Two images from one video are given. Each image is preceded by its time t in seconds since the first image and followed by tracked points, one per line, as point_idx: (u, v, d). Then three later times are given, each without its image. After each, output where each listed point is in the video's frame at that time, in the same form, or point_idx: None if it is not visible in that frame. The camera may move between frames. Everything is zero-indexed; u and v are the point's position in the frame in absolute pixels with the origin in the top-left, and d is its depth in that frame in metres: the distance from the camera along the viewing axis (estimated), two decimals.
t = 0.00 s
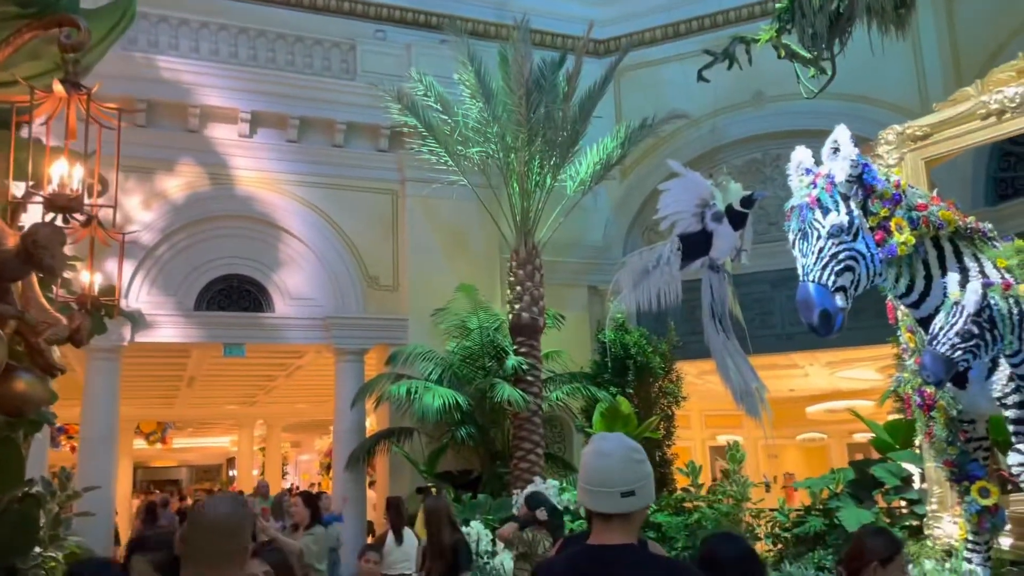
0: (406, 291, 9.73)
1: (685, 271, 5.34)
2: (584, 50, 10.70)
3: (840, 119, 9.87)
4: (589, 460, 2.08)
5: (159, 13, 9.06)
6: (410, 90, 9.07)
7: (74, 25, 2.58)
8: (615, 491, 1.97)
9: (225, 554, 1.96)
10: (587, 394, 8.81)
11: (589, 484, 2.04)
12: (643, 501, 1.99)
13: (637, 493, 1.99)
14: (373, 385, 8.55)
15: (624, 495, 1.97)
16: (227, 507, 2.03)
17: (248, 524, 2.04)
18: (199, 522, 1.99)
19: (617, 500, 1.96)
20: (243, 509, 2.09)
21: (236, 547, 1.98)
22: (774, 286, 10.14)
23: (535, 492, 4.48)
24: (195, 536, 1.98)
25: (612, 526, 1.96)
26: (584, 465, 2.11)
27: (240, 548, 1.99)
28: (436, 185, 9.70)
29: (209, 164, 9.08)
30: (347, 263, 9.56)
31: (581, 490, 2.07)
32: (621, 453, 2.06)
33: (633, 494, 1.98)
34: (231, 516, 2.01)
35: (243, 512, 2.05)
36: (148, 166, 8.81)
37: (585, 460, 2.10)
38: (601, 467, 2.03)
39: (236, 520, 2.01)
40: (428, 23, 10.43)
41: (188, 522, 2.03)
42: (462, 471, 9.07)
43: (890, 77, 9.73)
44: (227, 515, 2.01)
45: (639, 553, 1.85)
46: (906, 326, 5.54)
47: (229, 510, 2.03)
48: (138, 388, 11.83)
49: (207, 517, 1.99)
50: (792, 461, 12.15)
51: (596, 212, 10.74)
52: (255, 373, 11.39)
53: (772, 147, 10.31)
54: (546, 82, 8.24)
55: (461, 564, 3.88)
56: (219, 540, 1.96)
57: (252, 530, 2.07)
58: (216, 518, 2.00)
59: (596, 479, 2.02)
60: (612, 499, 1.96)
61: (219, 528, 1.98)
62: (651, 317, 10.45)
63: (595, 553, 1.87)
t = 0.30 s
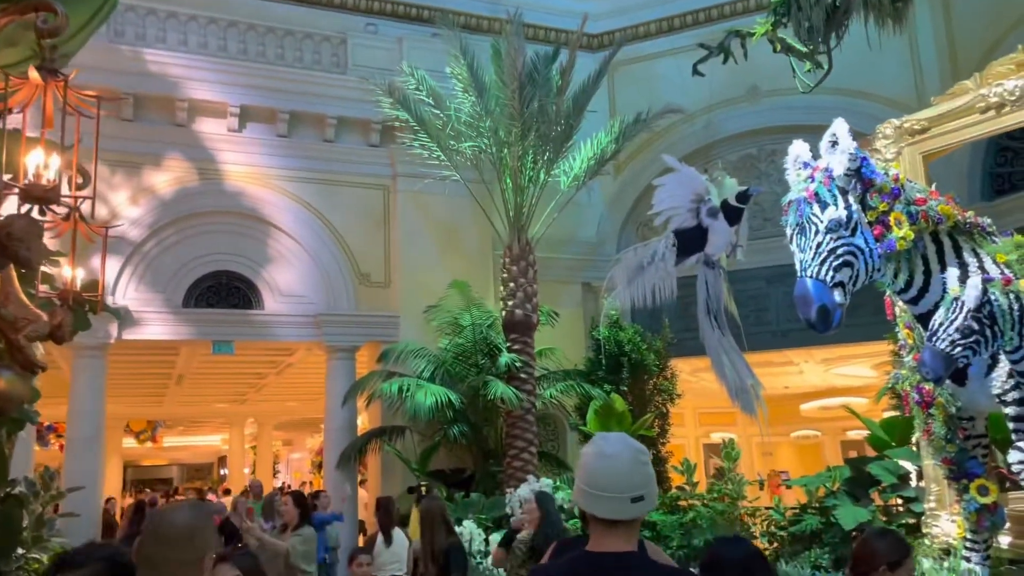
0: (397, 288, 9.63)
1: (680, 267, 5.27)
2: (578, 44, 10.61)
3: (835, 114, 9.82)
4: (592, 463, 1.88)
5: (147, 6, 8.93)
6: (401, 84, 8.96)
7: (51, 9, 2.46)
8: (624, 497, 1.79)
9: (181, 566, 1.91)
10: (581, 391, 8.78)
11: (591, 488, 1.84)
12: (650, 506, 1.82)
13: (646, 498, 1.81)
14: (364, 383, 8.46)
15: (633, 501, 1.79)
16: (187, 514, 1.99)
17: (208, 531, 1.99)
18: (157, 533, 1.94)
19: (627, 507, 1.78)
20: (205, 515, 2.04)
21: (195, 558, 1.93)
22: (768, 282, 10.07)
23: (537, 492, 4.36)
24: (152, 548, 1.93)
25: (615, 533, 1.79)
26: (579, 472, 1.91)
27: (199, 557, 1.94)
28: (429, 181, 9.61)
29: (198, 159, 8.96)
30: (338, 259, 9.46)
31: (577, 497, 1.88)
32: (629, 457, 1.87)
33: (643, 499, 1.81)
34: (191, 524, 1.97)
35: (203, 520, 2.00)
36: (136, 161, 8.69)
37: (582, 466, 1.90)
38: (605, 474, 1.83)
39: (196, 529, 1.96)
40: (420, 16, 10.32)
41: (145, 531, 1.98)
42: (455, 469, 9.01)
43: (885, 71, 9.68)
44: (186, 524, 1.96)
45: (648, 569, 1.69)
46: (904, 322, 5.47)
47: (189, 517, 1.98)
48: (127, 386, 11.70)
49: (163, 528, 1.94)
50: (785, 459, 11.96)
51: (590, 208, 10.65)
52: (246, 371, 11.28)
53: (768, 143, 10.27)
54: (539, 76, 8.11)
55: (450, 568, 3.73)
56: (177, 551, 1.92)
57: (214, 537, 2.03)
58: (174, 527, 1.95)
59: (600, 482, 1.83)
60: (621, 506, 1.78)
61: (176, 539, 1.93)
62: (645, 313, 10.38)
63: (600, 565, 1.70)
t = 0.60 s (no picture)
0: (385, 279, 9.57)
1: (669, 259, 5.26)
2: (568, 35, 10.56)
3: (824, 108, 9.83)
4: (600, 450, 1.81)
5: None
6: (390, 73, 8.89)
7: None
8: (633, 487, 1.74)
9: (178, 554, 1.80)
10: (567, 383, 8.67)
11: (596, 476, 1.78)
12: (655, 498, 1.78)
13: (654, 489, 1.77)
14: (352, 374, 8.42)
15: (642, 492, 1.75)
16: (183, 501, 1.88)
17: (204, 519, 1.88)
18: (151, 519, 1.83)
19: (636, 499, 1.74)
20: (200, 504, 1.93)
21: (191, 547, 1.82)
22: (756, 276, 10.08)
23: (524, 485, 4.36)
24: (146, 535, 1.81)
25: (619, 524, 1.73)
26: (582, 457, 1.84)
27: (197, 545, 1.83)
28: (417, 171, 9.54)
29: (183, 148, 8.86)
30: (325, 250, 9.39)
31: (580, 483, 1.82)
32: (639, 447, 1.81)
33: (650, 491, 1.76)
34: (188, 511, 1.86)
35: (198, 508, 1.90)
36: (120, 148, 8.58)
37: (588, 451, 1.83)
38: (614, 462, 1.77)
39: (192, 516, 1.86)
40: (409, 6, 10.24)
41: (136, 520, 1.86)
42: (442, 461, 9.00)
43: (874, 66, 9.69)
44: (182, 510, 1.85)
45: (652, 561, 1.64)
46: (892, 314, 5.47)
47: (185, 504, 1.87)
48: (110, 377, 11.60)
49: (158, 514, 1.83)
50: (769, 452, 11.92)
51: (579, 200, 10.62)
52: (230, 362, 11.19)
53: (756, 136, 10.26)
54: (529, 66, 8.06)
55: (436, 561, 3.64)
56: (172, 539, 1.80)
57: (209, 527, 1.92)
58: (171, 514, 1.84)
59: (607, 471, 1.77)
60: (629, 497, 1.73)
61: (174, 526, 1.82)
62: (633, 306, 10.36)
63: (601, 555, 1.64)
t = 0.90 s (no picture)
0: (366, 267, 9.47)
1: (654, 247, 5.23)
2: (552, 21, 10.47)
3: (807, 97, 9.84)
4: (603, 436, 1.77)
5: None
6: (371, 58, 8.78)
7: None
8: (636, 474, 1.70)
9: (206, 543, 1.71)
10: (552, 372, 8.69)
11: (599, 463, 1.73)
12: (660, 486, 1.73)
13: (659, 476, 1.73)
14: (333, 362, 8.36)
15: (646, 479, 1.70)
16: (210, 489, 1.79)
17: (230, 508, 1.80)
18: (178, 505, 1.74)
19: (640, 485, 1.69)
20: (225, 490, 1.84)
21: (220, 536, 1.74)
22: (739, 264, 10.08)
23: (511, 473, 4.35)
24: (174, 522, 1.72)
25: (623, 513, 1.68)
26: (585, 443, 1.79)
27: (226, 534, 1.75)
28: (399, 158, 9.45)
29: (161, 132, 8.72)
30: (306, 238, 9.28)
31: (581, 470, 1.77)
32: (643, 432, 1.77)
33: (654, 477, 1.72)
34: (216, 499, 1.78)
35: (225, 496, 1.81)
36: (96, 133, 8.42)
37: (590, 437, 1.79)
38: (617, 448, 1.72)
39: (220, 505, 1.77)
40: None
41: (161, 507, 1.77)
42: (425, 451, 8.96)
43: (857, 56, 9.69)
44: (209, 498, 1.77)
45: (658, 553, 1.59)
46: (877, 303, 5.48)
47: (211, 492, 1.79)
48: (86, 366, 11.44)
49: (184, 500, 1.74)
50: (749, 440, 11.92)
51: (562, 188, 10.57)
52: (209, 351, 11.06)
53: (740, 125, 10.26)
54: (513, 51, 7.98)
55: (424, 553, 3.61)
56: (204, 527, 1.72)
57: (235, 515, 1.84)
58: (198, 501, 1.75)
59: (610, 458, 1.72)
60: (633, 483, 1.68)
61: (202, 514, 1.73)
62: (616, 295, 10.33)
63: (605, 548, 1.59)
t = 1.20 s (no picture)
0: (368, 257, 9.41)
1: (658, 233, 5.16)
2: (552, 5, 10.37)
3: (810, 78, 9.79)
4: (625, 426, 1.72)
5: None
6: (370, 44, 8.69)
7: None
8: (657, 463, 1.65)
9: (271, 542, 1.66)
10: (557, 358, 8.67)
11: (626, 454, 1.70)
12: (690, 474, 1.67)
13: (685, 464, 1.66)
14: (336, 352, 8.37)
15: (668, 467, 1.65)
16: (273, 484, 1.73)
17: (294, 505, 1.74)
18: (241, 502, 1.68)
19: (665, 473, 1.64)
20: (285, 485, 1.79)
21: (286, 534, 1.68)
22: (743, 249, 10.03)
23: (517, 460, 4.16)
24: (238, 519, 1.66)
25: (655, 504, 1.63)
26: (612, 435, 1.76)
27: (290, 533, 1.69)
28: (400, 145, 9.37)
29: (158, 123, 8.63)
30: (306, 227, 9.21)
31: (610, 462, 1.74)
32: (665, 417, 1.71)
33: (680, 465, 1.66)
34: (281, 495, 1.71)
35: (288, 492, 1.75)
36: (93, 123, 8.34)
37: (615, 427, 1.75)
38: (637, 437, 1.69)
39: (284, 501, 1.72)
40: None
41: (223, 503, 1.71)
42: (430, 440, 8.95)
43: (861, 36, 9.60)
44: (274, 494, 1.71)
45: (690, 549, 1.54)
46: (887, 287, 5.45)
47: (275, 487, 1.72)
48: (87, 359, 11.38)
49: (247, 497, 1.68)
50: (752, 424, 11.99)
51: (564, 173, 10.49)
52: (212, 342, 11.01)
53: (742, 107, 10.18)
54: (514, 35, 7.89)
55: (442, 546, 3.59)
56: (272, 525, 1.66)
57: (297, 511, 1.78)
58: (263, 498, 1.69)
59: (631, 448, 1.68)
60: (655, 472, 1.64)
61: (268, 512, 1.67)
62: (620, 280, 10.28)
63: (635, 544, 1.56)
